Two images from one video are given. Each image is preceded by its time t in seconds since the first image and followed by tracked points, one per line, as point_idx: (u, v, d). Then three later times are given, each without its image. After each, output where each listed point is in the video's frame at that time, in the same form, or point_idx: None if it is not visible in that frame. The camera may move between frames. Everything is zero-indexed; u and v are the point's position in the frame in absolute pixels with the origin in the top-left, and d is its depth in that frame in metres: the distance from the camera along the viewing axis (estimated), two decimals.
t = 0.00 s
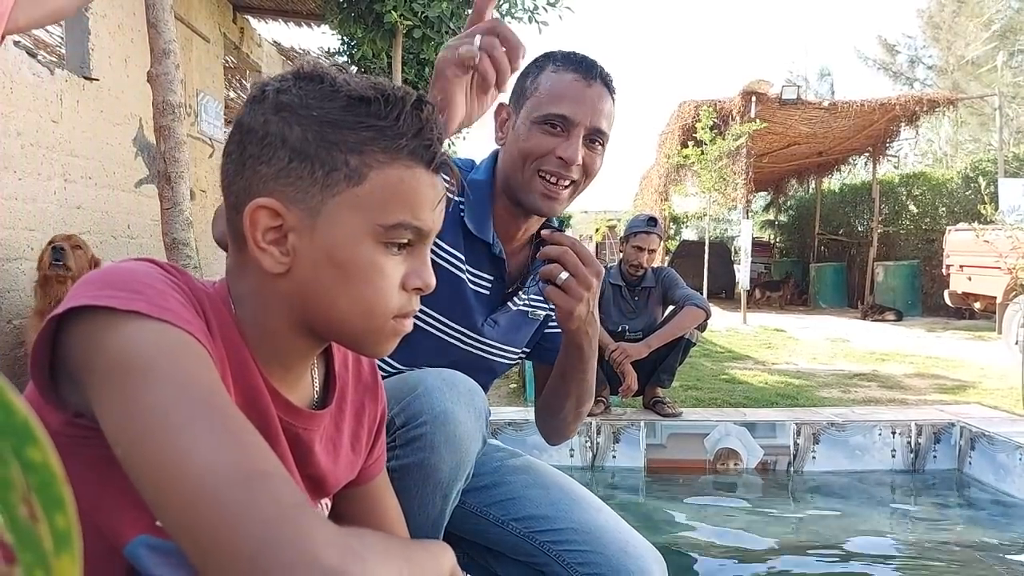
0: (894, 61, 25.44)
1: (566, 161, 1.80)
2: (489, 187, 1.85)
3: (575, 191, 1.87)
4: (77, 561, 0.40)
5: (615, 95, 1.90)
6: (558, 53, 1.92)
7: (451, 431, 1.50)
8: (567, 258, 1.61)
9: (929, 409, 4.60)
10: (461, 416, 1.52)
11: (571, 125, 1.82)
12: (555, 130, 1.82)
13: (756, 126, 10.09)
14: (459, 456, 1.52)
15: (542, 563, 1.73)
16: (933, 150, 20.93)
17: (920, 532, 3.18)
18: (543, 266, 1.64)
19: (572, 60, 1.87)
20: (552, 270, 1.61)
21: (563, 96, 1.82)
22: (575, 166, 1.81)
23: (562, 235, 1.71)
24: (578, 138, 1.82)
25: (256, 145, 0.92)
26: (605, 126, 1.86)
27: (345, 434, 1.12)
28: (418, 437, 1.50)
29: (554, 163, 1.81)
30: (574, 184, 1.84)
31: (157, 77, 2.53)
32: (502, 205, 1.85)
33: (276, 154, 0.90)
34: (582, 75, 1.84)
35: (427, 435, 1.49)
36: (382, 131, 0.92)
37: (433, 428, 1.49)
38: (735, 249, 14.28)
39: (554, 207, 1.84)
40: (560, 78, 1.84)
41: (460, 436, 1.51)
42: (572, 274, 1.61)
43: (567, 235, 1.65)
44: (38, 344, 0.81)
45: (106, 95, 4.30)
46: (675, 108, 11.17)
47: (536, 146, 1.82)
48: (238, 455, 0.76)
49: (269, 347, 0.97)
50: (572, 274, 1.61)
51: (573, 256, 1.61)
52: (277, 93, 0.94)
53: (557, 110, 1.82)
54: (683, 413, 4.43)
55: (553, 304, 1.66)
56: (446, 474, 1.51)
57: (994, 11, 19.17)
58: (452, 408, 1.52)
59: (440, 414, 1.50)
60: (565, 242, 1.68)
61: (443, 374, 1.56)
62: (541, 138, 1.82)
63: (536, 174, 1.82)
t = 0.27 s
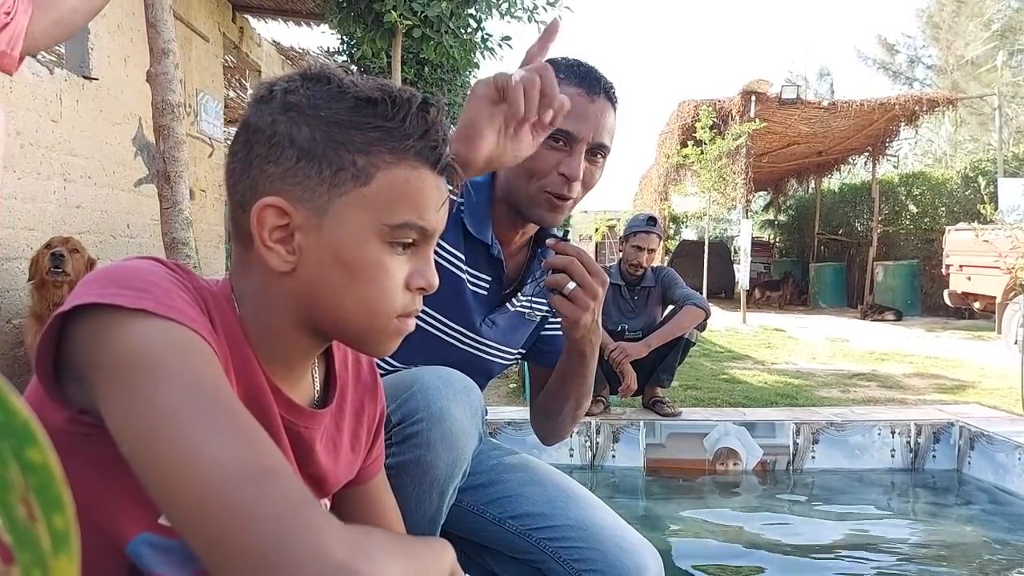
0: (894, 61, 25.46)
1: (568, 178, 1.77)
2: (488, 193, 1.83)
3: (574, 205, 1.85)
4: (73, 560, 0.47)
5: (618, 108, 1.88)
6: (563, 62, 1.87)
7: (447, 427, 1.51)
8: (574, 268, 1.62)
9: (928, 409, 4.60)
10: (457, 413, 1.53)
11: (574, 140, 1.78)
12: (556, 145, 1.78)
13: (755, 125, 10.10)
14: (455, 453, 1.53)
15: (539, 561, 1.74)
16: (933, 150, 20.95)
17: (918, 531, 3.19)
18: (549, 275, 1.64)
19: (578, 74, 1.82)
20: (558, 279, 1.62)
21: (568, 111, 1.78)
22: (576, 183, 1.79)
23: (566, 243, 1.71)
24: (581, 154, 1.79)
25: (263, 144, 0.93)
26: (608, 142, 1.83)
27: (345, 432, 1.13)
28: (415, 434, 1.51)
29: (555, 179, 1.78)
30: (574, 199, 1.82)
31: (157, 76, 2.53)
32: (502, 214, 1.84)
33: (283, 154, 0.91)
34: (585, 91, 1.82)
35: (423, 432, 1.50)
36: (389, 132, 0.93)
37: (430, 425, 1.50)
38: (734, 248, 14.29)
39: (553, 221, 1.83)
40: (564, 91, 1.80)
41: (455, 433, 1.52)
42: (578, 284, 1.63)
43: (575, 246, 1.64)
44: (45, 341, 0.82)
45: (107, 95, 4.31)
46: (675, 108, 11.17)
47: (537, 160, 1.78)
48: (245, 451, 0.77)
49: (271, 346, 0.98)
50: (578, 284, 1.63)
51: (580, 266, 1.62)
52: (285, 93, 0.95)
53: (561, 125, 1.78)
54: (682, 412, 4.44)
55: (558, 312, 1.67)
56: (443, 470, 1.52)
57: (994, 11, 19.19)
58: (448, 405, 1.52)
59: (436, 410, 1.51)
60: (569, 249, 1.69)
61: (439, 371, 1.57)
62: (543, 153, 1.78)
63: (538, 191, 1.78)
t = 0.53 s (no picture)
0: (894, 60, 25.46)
1: (571, 162, 1.83)
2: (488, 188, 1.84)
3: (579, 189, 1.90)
4: (69, 559, 0.35)
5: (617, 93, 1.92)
6: (560, 53, 1.93)
7: (451, 425, 1.52)
8: (588, 264, 1.62)
9: (928, 408, 4.62)
10: (463, 411, 1.54)
11: (575, 125, 1.83)
12: (559, 131, 1.84)
13: (755, 125, 10.10)
14: (459, 451, 1.53)
15: (541, 557, 1.74)
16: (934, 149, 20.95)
17: (916, 530, 3.19)
18: (561, 270, 1.64)
19: (574, 62, 1.88)
20: (571, 275, 1.63)
21: (566, 97, 1.83)
22: (579, 166, 1.84)
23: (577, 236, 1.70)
24: (582, 138, 1.84)
25: (271, 141, 0.94)
26: (608, 125, 1.88)
27: (344, 430, 1.13)
28: (420, 431, 1.52)
29: (559, 163, 1.84)
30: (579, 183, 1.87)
31: (158, 75, 2.54)
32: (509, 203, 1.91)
33: (291, 150, 0.92)
34: (585, 77, 1.85)
35: (428, 430, 1.51)
36: (397, 131, 0.94)
37: (435, 423, 1.51)
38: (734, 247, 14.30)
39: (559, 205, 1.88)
40: (562, 79, 1.86)
41: (460, 430, 1.53)
42: (591, 279, 1.64)
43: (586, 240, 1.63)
44: (48, 336, 0.83)
45: (106, 94, 4.32)
46: (675, 107, 11.17)
47: (541, 148, 1.85)
48: (249, 446, 0.77)
49: (273, 343, 0.99)
50: (591, 279, 1.63)
51: (592, 262, 1.62)
52: (294, 91, 0.96)
53: (561, 111, 1.83)
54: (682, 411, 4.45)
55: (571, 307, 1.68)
56: (447, 468, 1.53)
57: (994, 10, 19.19)
58: (453, 403, 1.53)
59: (441, 408, 1.52)
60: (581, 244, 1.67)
61: (444, 369, 1.57)
62: (545, 140, 1.84)
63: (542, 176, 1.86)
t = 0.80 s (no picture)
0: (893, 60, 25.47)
1: (570, 156, 1.82)
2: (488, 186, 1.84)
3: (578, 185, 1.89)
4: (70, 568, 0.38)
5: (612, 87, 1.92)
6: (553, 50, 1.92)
7: (449, 428, 1.51)
8: (585, 267, 1.60)
9: (927, 409, 4.61)
10: (460, 414, 1.53)
11: (572, 120, 1.82)
12: (556, 125, 1.83)
13: (755, 125, 10.09)
14: (458, 455, 1.52)
15: (541, 560, 1.73)
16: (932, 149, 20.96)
17: (916, 531, 3.19)
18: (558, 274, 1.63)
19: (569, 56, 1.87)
20: (569, 278, 1.61)
21: (562, 92, 1.82)
22: (577, 161, 1.83)
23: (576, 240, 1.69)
24: (579, 132, 1.83)
25: (276, 142, 0.92)
26: (605, 119, 1.87)
27: (345, 433, 1.12)
28: (417, 434, 1.50)
29: (557, 159, 1.83)
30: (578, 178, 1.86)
31: (156, 75, 2.53)
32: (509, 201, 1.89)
33: (296, 151, 0.90)
34: (579, 72, 1.85)
35: (426, 433, 1.50)
36: (402, 134, 0.93)
37: (432, 425, 1.50)
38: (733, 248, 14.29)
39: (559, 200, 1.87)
40: (558, 74, 1.85)
41: (458, 434, 1.52)
42: (588, 282, 1.62)
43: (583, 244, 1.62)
44: (45, 339, 0.81)
45: (105, 94, 4.31)
46: (674, 108, 11.15)
47: (539, 144, 1.84)
48: (247, 453, 0.76)
49: (274, 347, 0.98)
50: (588, 282, 1.62)
51: (590, 265, 1.61)
52: (299, 92, 0.95)
53: (557, 106, 1.82)
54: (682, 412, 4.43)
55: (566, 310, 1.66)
56: (445, 471, 1.52)
57: (993, 11, 19.21)
58: (451, 406, 1.52)
59: (439, 411, 1.50)
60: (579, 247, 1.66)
61: (442, 372, 1.56)
62: (543, 135, 1.83)
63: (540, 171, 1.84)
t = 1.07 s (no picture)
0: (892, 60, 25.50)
1: (568, 156, 1.80)
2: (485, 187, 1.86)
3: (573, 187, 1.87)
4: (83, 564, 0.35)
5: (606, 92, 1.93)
6: (551, 53, 1.93)
7: (437, 432, 1.51)
8: (585, 256, 1.64)
9: (926, 409, 4.62)
10: (446, 417, 1.53)
11: (570, 121, 1.82)
12: (555, 126, 1.82)
13: (754, 125, 10.10)
14: (446, 458, 1.52)
15: (543, 559, 1.74)
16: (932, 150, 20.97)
17: (914, 531, 3.19)
18: (558, 265, 1.66)
19: (568, 59, 1.89)
20: (569, 267, 1.64)
21: (561, 92, 1.83)
22: (576, 161, 1.82)
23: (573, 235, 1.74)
24: (577, 133, 1.83)
25: (280, 146, 0.93)
26: (601, 122, 1.88)
27: (348, 437, 1.12)
28: (405, 439, 1.51)
29: (556, 159, 1.81)
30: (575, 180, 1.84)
31: (155, 76, 2.53)
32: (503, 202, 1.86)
33: (299, 156, 0.91)
34: (579, 73, 1.86)
35: (414, 438, 1.50)
36: (406, 139, 0.93)
37: (419, 430, 1.50)
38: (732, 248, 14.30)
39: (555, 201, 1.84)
40: (556, 75, 1.85)
41: (445, 437, 1.52)
42: (588, 271, 1.64)
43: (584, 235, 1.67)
44: (45, 343, 0.82)
45: (105, 94, 4.31)
46: (673, 108, 11.16)
47: (537, 143, 1.82)
48: (242, 460, 0.76)
49: (275, 351, 0.98)
50: (589, 271, 1.64)
51: (590, 254, 1.64)
52: (303, 96, 0.95)
53: (556, 106, 1.82)
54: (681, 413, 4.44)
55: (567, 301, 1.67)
56: (436, 475, 1.52)
57: (992, 11, 19.23)
58: (437, 409, 1.52)
59: (426, 415, 1.51)
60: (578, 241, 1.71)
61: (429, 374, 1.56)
62: (542, 134, 1.82)
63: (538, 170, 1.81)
